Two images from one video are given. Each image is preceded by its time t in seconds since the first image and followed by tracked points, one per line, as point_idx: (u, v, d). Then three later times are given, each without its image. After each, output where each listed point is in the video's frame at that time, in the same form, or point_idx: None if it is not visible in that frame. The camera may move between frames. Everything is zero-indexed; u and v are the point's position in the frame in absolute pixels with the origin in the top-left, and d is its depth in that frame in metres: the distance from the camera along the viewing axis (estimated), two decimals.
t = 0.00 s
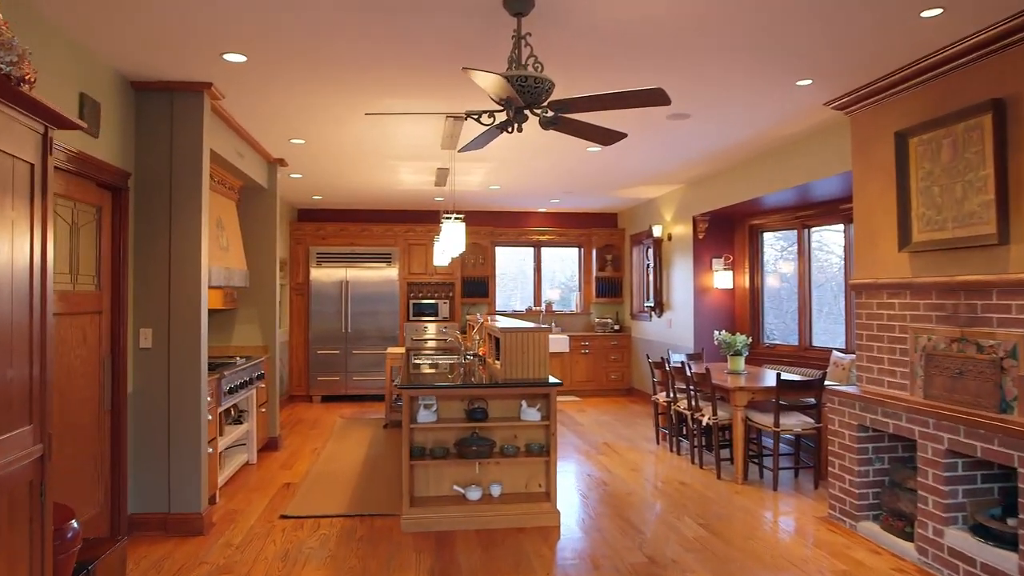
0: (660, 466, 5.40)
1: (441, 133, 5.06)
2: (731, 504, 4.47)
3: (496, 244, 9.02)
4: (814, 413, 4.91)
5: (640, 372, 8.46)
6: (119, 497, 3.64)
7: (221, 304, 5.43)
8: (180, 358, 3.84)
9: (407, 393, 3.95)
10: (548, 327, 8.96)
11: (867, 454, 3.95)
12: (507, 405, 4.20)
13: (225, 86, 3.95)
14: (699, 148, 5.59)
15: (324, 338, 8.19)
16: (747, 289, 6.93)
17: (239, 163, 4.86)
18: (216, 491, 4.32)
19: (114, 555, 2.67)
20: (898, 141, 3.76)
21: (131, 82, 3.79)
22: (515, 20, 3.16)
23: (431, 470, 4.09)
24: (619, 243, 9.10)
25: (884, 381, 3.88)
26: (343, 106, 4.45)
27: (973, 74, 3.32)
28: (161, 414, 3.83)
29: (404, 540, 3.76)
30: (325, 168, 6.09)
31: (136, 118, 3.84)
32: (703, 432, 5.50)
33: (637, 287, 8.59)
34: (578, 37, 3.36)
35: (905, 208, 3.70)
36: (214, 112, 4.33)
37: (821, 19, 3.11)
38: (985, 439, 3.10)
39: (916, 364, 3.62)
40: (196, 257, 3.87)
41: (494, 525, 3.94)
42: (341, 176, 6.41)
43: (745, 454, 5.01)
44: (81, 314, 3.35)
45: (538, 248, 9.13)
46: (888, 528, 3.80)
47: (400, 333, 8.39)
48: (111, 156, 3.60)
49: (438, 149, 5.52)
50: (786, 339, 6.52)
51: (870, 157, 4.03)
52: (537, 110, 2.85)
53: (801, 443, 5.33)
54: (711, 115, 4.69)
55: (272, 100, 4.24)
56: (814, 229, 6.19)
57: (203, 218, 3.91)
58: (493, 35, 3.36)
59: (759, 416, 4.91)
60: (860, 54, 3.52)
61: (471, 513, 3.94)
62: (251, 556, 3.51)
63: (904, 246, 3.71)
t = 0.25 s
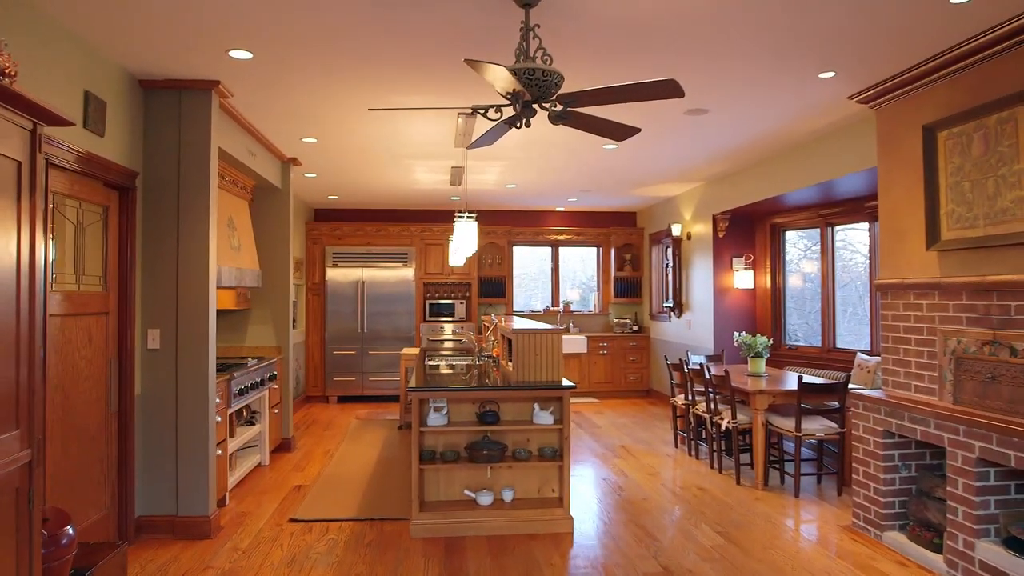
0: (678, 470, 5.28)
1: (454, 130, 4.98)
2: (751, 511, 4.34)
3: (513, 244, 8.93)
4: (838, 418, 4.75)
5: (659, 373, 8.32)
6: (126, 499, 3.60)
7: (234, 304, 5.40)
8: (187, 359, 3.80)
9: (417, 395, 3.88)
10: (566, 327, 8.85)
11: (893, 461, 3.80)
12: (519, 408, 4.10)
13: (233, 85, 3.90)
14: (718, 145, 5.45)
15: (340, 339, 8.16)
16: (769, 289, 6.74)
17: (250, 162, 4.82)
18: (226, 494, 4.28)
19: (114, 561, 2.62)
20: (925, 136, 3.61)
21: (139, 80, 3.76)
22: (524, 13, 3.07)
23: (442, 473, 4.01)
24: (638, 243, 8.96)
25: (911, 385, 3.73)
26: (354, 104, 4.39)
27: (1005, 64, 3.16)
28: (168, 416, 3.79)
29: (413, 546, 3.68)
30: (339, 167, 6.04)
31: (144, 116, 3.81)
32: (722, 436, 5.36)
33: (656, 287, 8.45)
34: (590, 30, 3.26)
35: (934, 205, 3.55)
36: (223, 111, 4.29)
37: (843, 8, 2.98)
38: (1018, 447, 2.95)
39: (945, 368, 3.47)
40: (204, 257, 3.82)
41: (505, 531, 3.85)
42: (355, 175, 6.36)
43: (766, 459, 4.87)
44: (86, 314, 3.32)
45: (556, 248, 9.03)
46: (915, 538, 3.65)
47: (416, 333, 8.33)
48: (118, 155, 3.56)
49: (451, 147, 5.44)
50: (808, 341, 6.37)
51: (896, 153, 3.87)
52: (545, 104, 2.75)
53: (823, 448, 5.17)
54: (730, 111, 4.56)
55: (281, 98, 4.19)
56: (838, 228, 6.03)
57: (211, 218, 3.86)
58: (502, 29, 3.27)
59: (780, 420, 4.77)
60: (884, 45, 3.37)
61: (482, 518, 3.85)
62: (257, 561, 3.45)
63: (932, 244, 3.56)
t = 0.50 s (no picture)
0: (692, 473, 5.15)
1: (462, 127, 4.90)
2: (767, 516, 4.21)
3: (526, 243, 8.84)
4: (857, 421, 4.61)
5: (675, 374, 8.19)
6: (129, 500, 3.56)
7: (243, 303, 5.36)
8: (190, 359, 3.75)
9: (423, 396, 3.80)
10: (580, 327, 8.74)
11: (915, 466, 3.66)
12: (528, 410, 4.01)
13: (236, 81, 3.84)
14: (734, 141, 5.32)
15: (352, 338, 8.12)
16: (786, 289, 6.60)
17: (258, 160, 4.78)
18: (232, 495, 4.23)
19: (110, 564, 2.56)
20: (949, 128, 3.46)
21: (142, 77, 3.72)
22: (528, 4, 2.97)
23: (449, 476, 3.93)
24: (654, 241, 8.82)
25: (934, 387, 3.59)
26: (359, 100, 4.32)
27: None
28: (172, 416, 3.75)
29: (418, 550, 3.60)
30: (349, 165, 5.99)
31: (147, 113, 3.77)
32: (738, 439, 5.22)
33: (672, 286, 8.31)
34: (597, 20, 3.16)
35: (958, 201, 3.41)
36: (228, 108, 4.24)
37: None
38: None
39: (970, 370, 3.32)
40: (207, 256, 3.77)
41: (513, 535, 3.76)
42: (365, 173, 6.30)
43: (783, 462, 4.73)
44: (87, 314, 3.28)
45: (570, 247, 8.92)
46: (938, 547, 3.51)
47: (429, 333, 8.27)
48: (121, 153, 3.53)
49: (461, 144, 5.36)
50: (827, 342, 6.22)
51: (918, 147, 3.73)
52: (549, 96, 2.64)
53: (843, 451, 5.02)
54: (746, 104, 4.43)
55: (286, 96, 4.13)
56: (858, 226, 5.88)
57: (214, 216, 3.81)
58: (507, 21, 3.17)
59: (798, 423, 4.63)
60: (905, 33, 3.23)
61: (489, 522, 3.77)
62: (260, 565, 3.39)
63: (956, 242, 3.42)
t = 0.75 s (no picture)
0: (705, 476, 5.03)
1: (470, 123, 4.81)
2: (781, 522, 4.08)
3: (539, 242, 8.74)
4: (876, 424, 4.46)
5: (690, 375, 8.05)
6: (130, 501, 3.52)
7: (251, 302, 5.32)
8: (192, 359, 3.70)
9: (426, 397, 3.72)
10: (594, 327, 8.63)
11: (936, 472, 3.52)
12: (534, 412, 3.91)
13: (237, 77, 3.79)
14: (748, 136, 5.18)
15: (364, 338, 8.07)
16: (804, 288, 6.45)
17: (263, 158, 4.73)
18: (235, 495, 4.19)
19: (102, 566, 2.51)
20: (972, 120, 3.31)
21: (143, 73, 3.68)
22: None
23: (454, 478, 3.85)
24: (669, 240, 8.67)
25: (956, 390, 3.45)
26: (363, 97, 4.24)
27: None
28: (173, 416, 3.70)
29: (421, 554, 3.53)
30: (357, 163, 5.93)
31: (148, 110, 3.73)
32: (753, 441, 5.09)
33: (687, 286, 8.17)
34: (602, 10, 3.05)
35: (981, 196, 3.26)
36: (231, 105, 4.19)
37: None
38: None
39: (994, 371, 3.18)
40: (209, 254, 3.72)
41: (518, 540, 3.67)
42: (374, 171, 6.24)
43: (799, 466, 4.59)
44: (85, 312, 3.23)
45: (584, 246, 8.81)
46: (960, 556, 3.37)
47: (441, 333, 8.20)
48: (120, 150, 3.48)
49: (469, 141, 5.27)
50: (846, 342, 6.07)
51: (940, 140, 3.58)
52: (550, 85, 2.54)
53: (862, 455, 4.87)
54: (760, 98, 4.30)
55: (288, 92, 4.07)
56: (877, 223, 5.74)
57: (216, 213, 3.77)
58: (509, 11, 3.08)
59: (814, 425, 4.49)
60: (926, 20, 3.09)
61: (494, 526, 3.68)
62: (259, 568, 3.33)
63: (979, 238, 3.27)
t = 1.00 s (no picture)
0: (717, 481, 4.91)
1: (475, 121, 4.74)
2: (794, 528, 3.96)
3: (550, 241, 8.65)
4: (893, 428, 4.33)
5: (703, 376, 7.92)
6: (129, 503, 3.48)
7: (256, 303, 5.28)
8: (191, 360, 3.66)
9: (429, 400, 3.65)
10: (606, 328, 8.53)
11: (955, 479, 3.39)
12: (539, 414, 3.83)
13: (238, 74, 3.74)
14: (761, 132, 5.06)
15: (374, 339, 8.03)
16: (819, 288, 6.32)
17: (268, 157, 4.68)
18: (237, 498, 4.14)
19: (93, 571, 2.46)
20: (993, 113, 3.19)
21: (143, 71, 3.63)
22: None
23: (456, 482, 3.77)
24: (682, 240, 8.55)
25: (977, 393, 3.31)
26: (366, 94, 4.18)
27: None
28: (173, 417, 3.66)
29: (422, 559, 3.45)
30: (365, 162, 5.88)
31: (148, 109, 3.69)
32: (766, 445, 4.97)
33: (700, 286, 8.05)
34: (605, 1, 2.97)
35: (1003, 191, 3.13)
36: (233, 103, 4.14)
37: None
38: None
39: (1016, 374, 3.05)
40: (208, 254, 3.68)
41: (521, 545, 3.59)
42: (382, 170, 6.18)
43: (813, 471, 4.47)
44: (82, 313, 3.19)
45: (595, 245, 8.71)
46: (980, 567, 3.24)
47: (451, 333, 8.13)
48: (119, 148, 3.44)
49: (476, 139, 5.20)
50: (863, 343, 5.94)
51: (958, 135, 3.46)
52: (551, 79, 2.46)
53: (878, 459, 4.74)
54: (772, 92, 4.19)
55: (290, 90, 4.01)
56: (894, 221, 5.62)
57: (216, 213, 3.72)
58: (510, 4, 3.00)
59: (829, 429, 4.37)
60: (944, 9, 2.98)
61: (497, 531, 3.60)
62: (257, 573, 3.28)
63: (1000, 236, 3.14)
